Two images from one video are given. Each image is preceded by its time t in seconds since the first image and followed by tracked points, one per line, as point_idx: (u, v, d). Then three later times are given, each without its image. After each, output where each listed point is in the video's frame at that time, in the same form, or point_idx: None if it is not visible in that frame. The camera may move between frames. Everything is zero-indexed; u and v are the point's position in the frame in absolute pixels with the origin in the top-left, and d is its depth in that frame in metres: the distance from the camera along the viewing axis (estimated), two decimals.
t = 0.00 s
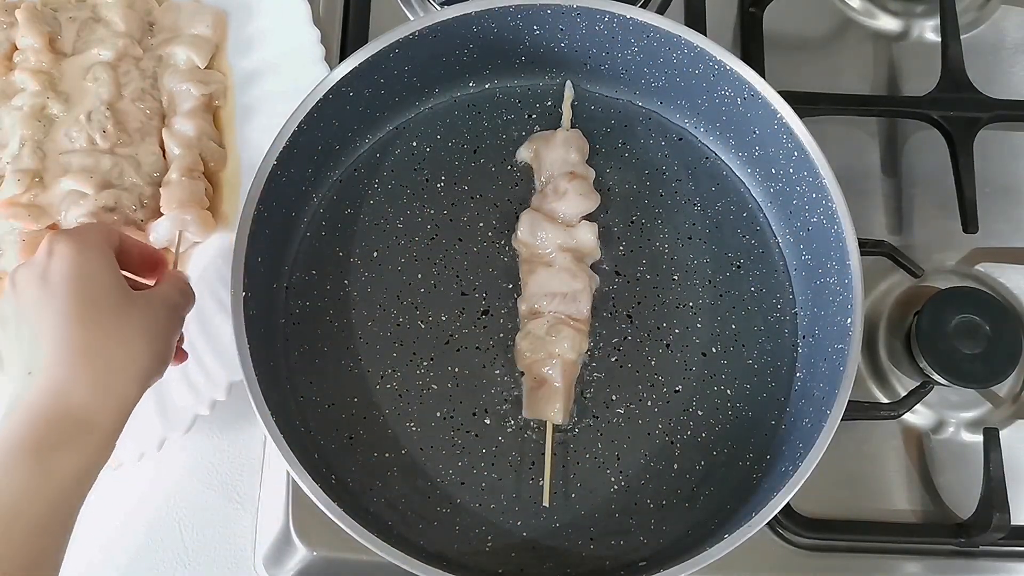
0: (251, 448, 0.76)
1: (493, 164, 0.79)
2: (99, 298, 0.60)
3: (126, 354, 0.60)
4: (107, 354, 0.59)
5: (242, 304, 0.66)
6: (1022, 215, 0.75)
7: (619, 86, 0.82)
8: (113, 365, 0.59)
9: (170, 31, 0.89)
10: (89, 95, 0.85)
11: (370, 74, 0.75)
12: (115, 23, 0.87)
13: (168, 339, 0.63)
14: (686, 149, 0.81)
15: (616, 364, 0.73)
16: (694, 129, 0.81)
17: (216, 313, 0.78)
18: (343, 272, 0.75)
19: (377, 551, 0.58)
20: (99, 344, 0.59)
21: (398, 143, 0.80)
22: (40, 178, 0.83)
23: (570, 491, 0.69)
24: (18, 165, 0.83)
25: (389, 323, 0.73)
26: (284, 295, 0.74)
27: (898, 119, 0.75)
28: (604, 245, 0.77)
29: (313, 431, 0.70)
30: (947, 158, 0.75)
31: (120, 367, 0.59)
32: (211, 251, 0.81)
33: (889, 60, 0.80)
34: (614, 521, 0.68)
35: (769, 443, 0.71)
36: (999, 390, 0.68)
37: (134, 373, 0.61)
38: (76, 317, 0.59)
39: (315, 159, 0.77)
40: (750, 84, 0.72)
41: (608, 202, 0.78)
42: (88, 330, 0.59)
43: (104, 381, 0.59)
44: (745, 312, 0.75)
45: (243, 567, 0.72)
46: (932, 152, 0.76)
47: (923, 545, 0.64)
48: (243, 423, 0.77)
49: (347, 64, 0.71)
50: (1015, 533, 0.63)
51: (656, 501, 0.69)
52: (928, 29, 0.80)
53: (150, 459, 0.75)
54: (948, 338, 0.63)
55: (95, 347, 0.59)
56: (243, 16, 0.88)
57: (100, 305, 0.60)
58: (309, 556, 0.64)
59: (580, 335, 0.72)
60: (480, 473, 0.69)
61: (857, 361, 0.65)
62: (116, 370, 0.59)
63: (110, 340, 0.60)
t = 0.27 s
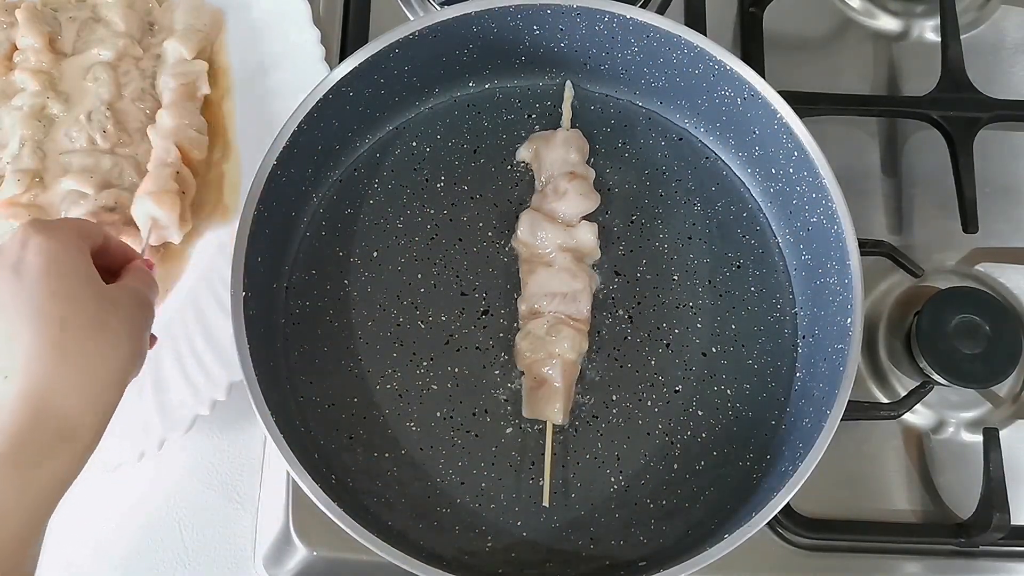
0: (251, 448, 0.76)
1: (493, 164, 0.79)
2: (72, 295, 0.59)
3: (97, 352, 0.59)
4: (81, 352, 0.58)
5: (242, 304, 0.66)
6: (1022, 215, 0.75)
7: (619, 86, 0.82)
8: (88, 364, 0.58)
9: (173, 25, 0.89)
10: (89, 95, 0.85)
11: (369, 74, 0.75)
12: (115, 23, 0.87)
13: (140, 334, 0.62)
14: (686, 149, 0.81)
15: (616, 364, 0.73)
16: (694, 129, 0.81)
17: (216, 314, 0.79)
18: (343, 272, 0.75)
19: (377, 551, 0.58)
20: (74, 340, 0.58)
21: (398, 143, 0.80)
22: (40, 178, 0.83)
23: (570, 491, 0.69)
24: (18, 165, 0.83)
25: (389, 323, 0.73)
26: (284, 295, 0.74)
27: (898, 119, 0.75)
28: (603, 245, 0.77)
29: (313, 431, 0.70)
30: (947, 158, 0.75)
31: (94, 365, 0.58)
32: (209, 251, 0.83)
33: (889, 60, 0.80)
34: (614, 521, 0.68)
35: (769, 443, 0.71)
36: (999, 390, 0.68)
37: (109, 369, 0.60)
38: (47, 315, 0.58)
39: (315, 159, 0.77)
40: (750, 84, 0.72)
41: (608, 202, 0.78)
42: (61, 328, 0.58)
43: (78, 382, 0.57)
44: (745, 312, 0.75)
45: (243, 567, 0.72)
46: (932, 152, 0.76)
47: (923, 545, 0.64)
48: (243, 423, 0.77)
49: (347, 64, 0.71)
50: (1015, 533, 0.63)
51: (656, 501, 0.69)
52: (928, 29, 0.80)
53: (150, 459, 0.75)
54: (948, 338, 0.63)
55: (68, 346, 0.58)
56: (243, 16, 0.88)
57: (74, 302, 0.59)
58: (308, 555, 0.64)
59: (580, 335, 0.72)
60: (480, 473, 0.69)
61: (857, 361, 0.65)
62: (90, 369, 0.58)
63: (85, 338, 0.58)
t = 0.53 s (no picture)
0: (251, 448, 0.76)
1: (493, 164, 0.79)
2: None
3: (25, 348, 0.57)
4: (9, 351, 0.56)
5: (242, 304, 0.66)
6: (1022, 215, 0.75)
7: (619, 86, 0.82)
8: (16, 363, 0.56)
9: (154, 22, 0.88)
10: (89, 95, 0.86)
11: (369, 75, 0.75)
12: (115, 22, 0.88)
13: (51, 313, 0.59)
14: (686, 149, 0.81)
15: (616, 364, 0.73)
16: (694, 129, 0.81)
17: (215, 314, 0.79)
18: (343, 272, 0.75)
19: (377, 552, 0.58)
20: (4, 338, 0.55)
21: (398, 144, 0.80)
22: (40, 178, 0.83)
23: (569, 491, 0.69)
24: (18, 165, 0.83)
25: (389, 322, 0.73)
26: (284, 295, 0.74)
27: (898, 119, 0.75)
28: (603, 245, 0.77)
29: (313, 431, 0.70)
30: (947, 158, 0.75)
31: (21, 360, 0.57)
32: (209, 251, 0.84)
33: (889, 60, 0.80)
34: (614, 520, 0.68)
35: (769, 443, 0.71)
36: (999, 390, 0.68)
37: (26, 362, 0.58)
38: None
39: (315, 159, 0.77)
40: (750, 84, 0.72)
41: (609, 202, 0.78)
42: None
43: None
44: (745, 312, 0.75)
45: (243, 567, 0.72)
46: (932, 152, 0.76)
47: (923, 545, 0.64)
48: (243, 423, 0.76)
49: (347, 64, 0.71)
50: (1015, 533, 0.63)
51: (656, 501, 0.69)
52: (928, 29, 0.80)
53: (150, 459, 0.75)
54: (948, 338, 0.63)
55: None
56: (242, 15, 0.88)
57: None
58: (308, 555, 0.64)
59: (580, 335, 0.72)
60: (480, 472, 0.69)
61: (857, 361, 0.65)
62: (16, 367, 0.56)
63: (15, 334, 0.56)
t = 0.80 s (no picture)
0: (251, 448, 0.76)
1: (493, 164, 0.79)
2: None
3: None
4: None
5: (242, 304, 0.66)
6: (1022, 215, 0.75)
7: (619, 86, 0.82)
8: None
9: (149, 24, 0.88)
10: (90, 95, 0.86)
11: (369, 75, 0.75)
12: (116, 23, 0.88)
13: None
14: (686, 149, 0.81)
15: (616, 364, 0.73)
16: (694, 129, 0.81)
17: (215, 314, 0.79)
18: (343, 272, 0.75)
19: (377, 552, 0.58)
20: None
21: (398, 144, 0.80)
22: (40, 178, 0.83)
23: (569, 491, 0.69)
24: (18, 165, 0.82)
25: (389, 322, 0.73)
26: (284, 295, 0.74)
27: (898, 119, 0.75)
28: (603, 245, 0.77)
29: (313, 431, 0.70)
30: (947, 158, 0.75)
31: None
32: (210, 251, 0.84)
33: (889, 60, 0.80)
34: (614, 520, 0.68)
35: (769, 442, 0.71)
36: (999, 390, 0.68)
37: None
38: None
39: (315, 159, 0.77)
40: (750, 84, 0.72)
41: (609, 202, 0.78)
42: None
43: None
44: (745, 312, 0.75)
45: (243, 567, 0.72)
46: (933, 152, 0.76)
47: (923, 545, 0.64)
48: (242, 422, 0.76)
49: (347, 64, 0.71)
50: (1015, 533, 0.63)
51: (655, 501, 0.69)
52: (928, 29, 0.80)
53: (149, 459, 0.75)
54: (948, 338, 0.63)
55: None
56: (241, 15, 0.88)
57: None
58: (308, 555, 0.64)
59: (580, 335, 0.72)
60: (480, 472, 0.69)
61: (857, 361, 0.65)
62: None
63: None
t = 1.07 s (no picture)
0: (251, 447, 0.75)
1: (493, 164, 0.79)
2: None
3: None
4: None
5: (242, 304, 0.66)
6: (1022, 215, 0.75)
7: (619, 86, 0.82)
8: None
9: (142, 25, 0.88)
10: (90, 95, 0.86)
11: (369, 75, 0.75)
12: (115, 22, 0.87)
13: None
14: (686, 149, 0.81)
15: (616, 364, 0.73)
16: (694, 129, 0.82)
17: (215, 313, 0.79)
18: (343, 272, 0.75)
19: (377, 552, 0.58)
20: None
21: (398, 144, 0.80)
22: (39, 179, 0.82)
23: (569, 491, 0.69)
24: (18, 165, 0.82)
25: (389, 322, 0.73)
26: (284, 295, 0.74)
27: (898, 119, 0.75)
28: (603, 245, 0.77)
29: (312, 431, 0.70)
30: (947, 158, 0.76)
31: None
32: (210, 252, 0.84)
33: (889, 60, 0.80)
34: (614, 521, 0.68)
35: (769, 442, 0.71)
36: (998, 390, 0.68)
37: None
38: None
39: (315, 159, 0.77)
40: (750, 84, 0.72)
41: (609, 202, 0.78)
42: None
43: None
44: (745, 312, 0.75)
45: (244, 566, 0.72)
46: (933, 152, 0.76)
47: (924, 545, 0.64)
48: (242, 422, 0.76)
49: (347, 64, 0.71)
50: (1015, 533, 0.63)
51: (656, 501, 0.69)
52: (928, 29, 0.80)
53: (150, 459, 0.74)
54: (948, 338, 0.63)
55: None
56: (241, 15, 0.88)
57: None
58: (308, 555, 0.64)
59: (580, 335, 0.72)
60: (480, 472, 0.69)
61: (857, 361, 0.65)
62: None
63: None
